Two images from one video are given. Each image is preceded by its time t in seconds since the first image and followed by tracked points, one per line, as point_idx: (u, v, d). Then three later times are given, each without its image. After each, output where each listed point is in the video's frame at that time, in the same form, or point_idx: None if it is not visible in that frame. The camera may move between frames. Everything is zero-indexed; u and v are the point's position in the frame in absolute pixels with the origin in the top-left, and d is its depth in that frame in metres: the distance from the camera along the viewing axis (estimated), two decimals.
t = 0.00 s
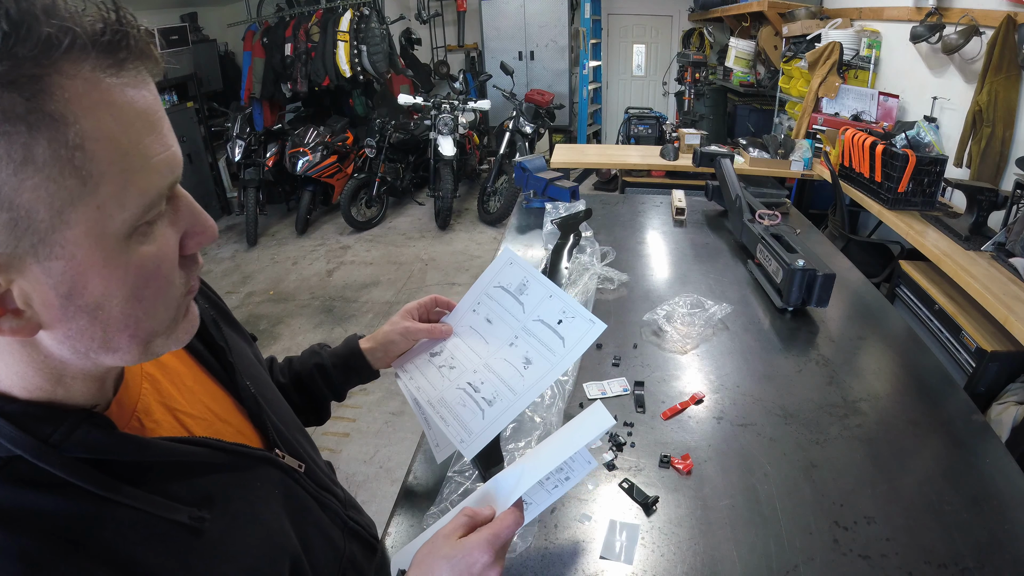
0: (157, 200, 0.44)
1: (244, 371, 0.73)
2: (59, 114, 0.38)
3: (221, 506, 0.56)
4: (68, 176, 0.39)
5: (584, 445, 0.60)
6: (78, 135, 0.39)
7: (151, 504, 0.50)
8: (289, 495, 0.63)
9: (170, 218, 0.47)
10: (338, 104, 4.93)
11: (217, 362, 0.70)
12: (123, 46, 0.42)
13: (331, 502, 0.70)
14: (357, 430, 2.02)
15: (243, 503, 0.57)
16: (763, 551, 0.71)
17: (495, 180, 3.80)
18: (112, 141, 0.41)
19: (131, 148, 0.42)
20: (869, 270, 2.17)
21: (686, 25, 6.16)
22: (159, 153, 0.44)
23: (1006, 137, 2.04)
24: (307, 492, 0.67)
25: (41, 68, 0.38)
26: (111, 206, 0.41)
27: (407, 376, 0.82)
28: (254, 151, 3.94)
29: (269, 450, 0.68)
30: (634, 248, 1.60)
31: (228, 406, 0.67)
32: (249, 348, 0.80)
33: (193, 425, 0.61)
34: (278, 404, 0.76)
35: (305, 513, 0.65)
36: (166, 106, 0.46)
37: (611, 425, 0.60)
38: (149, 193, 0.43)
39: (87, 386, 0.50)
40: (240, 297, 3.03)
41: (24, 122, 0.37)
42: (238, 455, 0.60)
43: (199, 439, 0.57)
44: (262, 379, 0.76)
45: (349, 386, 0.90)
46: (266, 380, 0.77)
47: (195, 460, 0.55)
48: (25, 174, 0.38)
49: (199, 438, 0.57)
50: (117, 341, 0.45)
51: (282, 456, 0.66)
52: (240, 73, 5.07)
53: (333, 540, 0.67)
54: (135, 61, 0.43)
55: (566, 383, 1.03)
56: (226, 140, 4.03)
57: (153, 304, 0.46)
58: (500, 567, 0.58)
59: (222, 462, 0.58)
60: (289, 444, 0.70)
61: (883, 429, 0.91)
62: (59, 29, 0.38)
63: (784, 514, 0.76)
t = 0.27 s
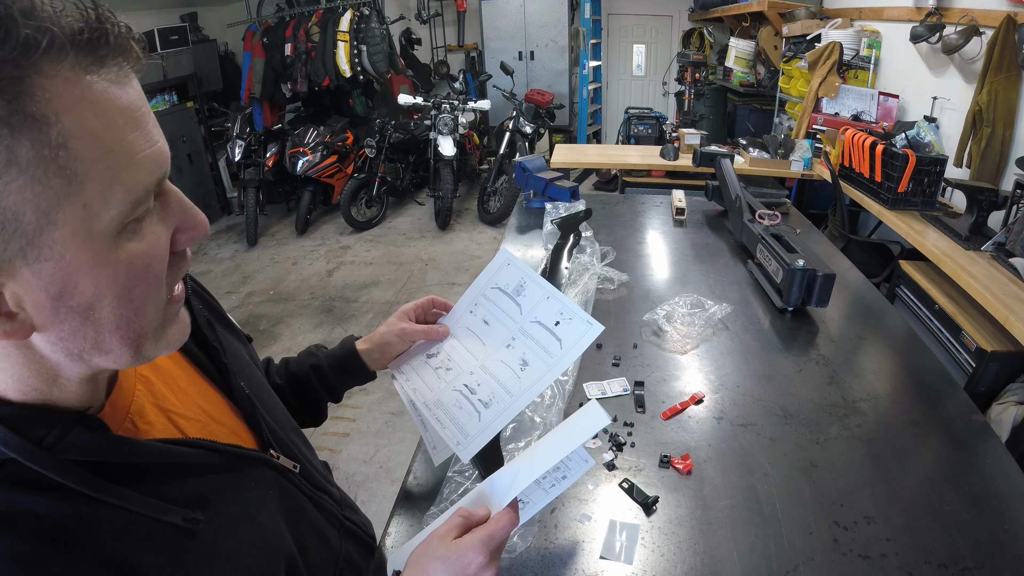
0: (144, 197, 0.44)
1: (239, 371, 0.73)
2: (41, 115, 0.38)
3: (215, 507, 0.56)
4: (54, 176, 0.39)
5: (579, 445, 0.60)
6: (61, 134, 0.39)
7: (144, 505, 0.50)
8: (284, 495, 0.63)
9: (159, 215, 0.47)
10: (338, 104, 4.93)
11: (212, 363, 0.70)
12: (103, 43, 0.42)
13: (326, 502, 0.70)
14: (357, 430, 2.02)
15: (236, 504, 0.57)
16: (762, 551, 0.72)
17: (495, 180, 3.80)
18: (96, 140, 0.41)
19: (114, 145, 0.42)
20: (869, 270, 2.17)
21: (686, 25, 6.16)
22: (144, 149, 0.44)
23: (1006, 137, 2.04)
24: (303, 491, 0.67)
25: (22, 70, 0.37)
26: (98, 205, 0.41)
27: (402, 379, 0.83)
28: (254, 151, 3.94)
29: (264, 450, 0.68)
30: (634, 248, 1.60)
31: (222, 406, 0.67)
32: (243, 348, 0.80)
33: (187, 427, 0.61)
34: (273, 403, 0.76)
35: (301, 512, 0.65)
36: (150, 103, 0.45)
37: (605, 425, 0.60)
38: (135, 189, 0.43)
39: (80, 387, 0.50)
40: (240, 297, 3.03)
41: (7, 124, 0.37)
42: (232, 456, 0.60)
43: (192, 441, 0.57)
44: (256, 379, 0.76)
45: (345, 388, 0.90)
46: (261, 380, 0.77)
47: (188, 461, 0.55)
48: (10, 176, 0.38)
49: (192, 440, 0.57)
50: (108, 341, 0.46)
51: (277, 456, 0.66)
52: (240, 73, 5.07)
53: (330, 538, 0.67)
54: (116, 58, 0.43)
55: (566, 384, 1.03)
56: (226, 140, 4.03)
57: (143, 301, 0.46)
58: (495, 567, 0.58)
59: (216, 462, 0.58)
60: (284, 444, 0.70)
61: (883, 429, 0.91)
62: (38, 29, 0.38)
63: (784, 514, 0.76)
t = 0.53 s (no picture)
0: (136, 202, 0.44)
1: (236, 373, 0.73)
2: (30, 121, 0.38)
3: (213, 510, 0.56)
4: (43, 184, 0.39)
5: (579, 447, 0.60)
6: (51, 140, 0.39)
7: (141, 509, 0.50)
8: (283, 497, 0.63)
9: (151, 220, 0.47)
10: (338, 104, 4.93)
11: (209, 366, 0.70)
12: (93, 46, 0.42)
13: (324, 502, 0.70)
14: (357, 430, 2.02)
15: (235, 507, 0.57)
16: (762, 552, 0.71)
17: (495, 180, 3.80)
18: (86, 144, 0.40)
19: (105, 151, 0.41)
20: (869, 270, 2.17)
21: (686, 25, 6.16)
22: (136, 154, 0.43)
23: (1006, 137, 2.04)
24: (301, 494, 0.67)
25: (12, 74, 0.37)
26: (89, 211, 0.41)
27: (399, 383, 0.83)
28: (254, 151, 3.94)
29: (261, 452, 0.68)
30: (634, 248, 1.60)
31: (219, 408, 0.67)
32: (240, 349, 0.80)
33: (185, 430, 0.61)
34: (270, 405, 0.76)
35: (299, 514, 0.65)
36: (141, 106, 0.45)
37: (605, 428, 0.60)
38: (127, 195, 0.43)
39: (77, 392, 0.51)
40: (240, 297, 3.03)
41: None
42: (230, 459, 0.60)
43: (189, 444, 0.57)
44: (254, 381, 0.76)
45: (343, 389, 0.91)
46: (259, 382, 0.77)
47: (186, 464, 0.55)
48: None
49: (189, 443, 0.57)
50: (101, 348, 0.45)
51: (275, 458, 0.66)
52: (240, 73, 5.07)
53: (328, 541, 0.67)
54: (108, 61, 0.43)
55: (566, 384, 1.03)
56: (226, 141, 4.03)
57: (136, 307, 0.46)
58: (494, 570, 0.58)
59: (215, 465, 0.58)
60: (282, 446, 0.70)
61: (883, 429, 0.91)
62: (27, 34, 0.37)
63: (784, 515, 0.76)
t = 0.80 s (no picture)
0: (127, 205, 0.43)
1: (236, 375, 0.73)
2: (17, 124, 0.37)
3: (212, 514, 0.56)
4: (32, 188, 0.38)
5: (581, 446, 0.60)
6: (38, 143, 0.38)
7: (140, 514, 0.50)
8: (284, 499, 0.64)
9: (144, 222, 0.46)
10: (338, 104, 4.93)
11: (208, 368, 0.70)
12: (82, 46, 0.41)
13: (325, 503, 0.70)
14: (357, 430, 2.02)
15: (235, 511, 0.57)
16: (762, 553, 0.71)
17: (495, 180, 3.80)
18: (74, 146, 0.40)
19: (95, 153, 0.41)
20: (869, 270, 2.17)
21: (686, 25, 6.16)
22: (126, 156, 0.43)
23: (1006, 137, 2.04)
24: (301, 496, 0.67)
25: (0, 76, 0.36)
26: (78, 215, 0.40)
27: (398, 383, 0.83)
28: (254, 151, 3.94)
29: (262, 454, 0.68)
30: (634, 248, 1.60)
31: (219, 411, 0.67)
32: (239, 350, 0.80)
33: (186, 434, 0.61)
34: (269, 406, 0.76)
35: (301, 516, 0.65)
36: (132, 107, 0.45)
37: (607, 426, 0.60)
38: (118, 199, 0.42)
39: (76, 397, 0.51)
40: (240, 297, 3.03)
41: None
42: (231, 462, 0.60)
43: (190, 447, 0.57)
44: (253, 382, 0.76)
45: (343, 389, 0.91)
46: (258, 383, 0.77)
47: (187, 467, 0.56)
48: None
49: (190, 446, 0.57)
50: (95, 353, 0.45)
51: (276, 460, 0.67)
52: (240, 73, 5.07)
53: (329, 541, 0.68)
54: (98, 60, 0.42)
55: (566, 384, 1.03)
56: (226, 141, 4.03)
57: (130, 312, 0.45)
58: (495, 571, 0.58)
59: (215, 469, 0.58)
60: (282, 447, 0.70)
61: (883, 429, 0.91)
62: (12, 34, 0.36)
63: (784, 515, 0.76)
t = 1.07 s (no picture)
0: (134, 192, 0.43)
1: (234, 375, 0.73)
2: (30, 113, 0.36)
3: (213, 511, 0.56)
4: (44, 174, 0.37)
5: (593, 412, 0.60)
6: (50, 132, 0.37)
7: (142, 511, 0.50)
8: (283, 499, 0.63)
9: (147, 209, 0.45)
10: (338, 105, 4.93)
11: (206, 367, 0.69)
12: (86, 40, 0.40)
13: (325, 503, 0.70)
14: (357, 430, 2.02)
15: (235, 510, 0.57)
16: (762, 552, 0.71)
17: (495, 180, 3.80)
18: (82, 134, 0.39)
19: (102, 141, 0.40)
20: (869, 270, 2.17)
21: (686, 25, 6.16)
22: (132, 145, 0.42)
23: (1005, 137, 2.04)
24: (301, 495, 0.67)
25: (10, 68, 0.35)
26: (89, 201, 0.40)
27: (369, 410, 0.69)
28: (254, 151, 3.94)
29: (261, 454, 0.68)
30: (634, 248, 1.60)
31: (218, 410, 0.67)
32: (238, 351, 0.80)
33: (184, 433, 0.61)
34: (269, 406, 0.76)
35: (299, 516, 0.65)
36: (134, 103, 0.44)
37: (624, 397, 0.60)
38: (126, 185, 0.42)
39: (76, 395, 0.50)
40: (240, 297, 3.04)
41: None
42: (229, 463, 0.60)
43: (190, 447, 0.57)
44: (252, 382, 0.76)
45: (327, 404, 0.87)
46: (257, 383, 0.78)
47: (185, 468, 0.55)
48: None
49: (189, 446, 0.57)
50: (107, 342, 0.44)
51: (276, 460, 0.66)
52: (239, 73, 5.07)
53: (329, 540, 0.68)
54: (101, 54, 0.41)
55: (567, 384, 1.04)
56: (226, 141, 4.03)
57: (139, 300, 0.44)
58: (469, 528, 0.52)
59: (214, 469, 0.58)
60: (281, 446, 0.70)
61: (883, 429, 0.91)
62: (23, 28, 0.35)
63: (784, 515, 0.76)
